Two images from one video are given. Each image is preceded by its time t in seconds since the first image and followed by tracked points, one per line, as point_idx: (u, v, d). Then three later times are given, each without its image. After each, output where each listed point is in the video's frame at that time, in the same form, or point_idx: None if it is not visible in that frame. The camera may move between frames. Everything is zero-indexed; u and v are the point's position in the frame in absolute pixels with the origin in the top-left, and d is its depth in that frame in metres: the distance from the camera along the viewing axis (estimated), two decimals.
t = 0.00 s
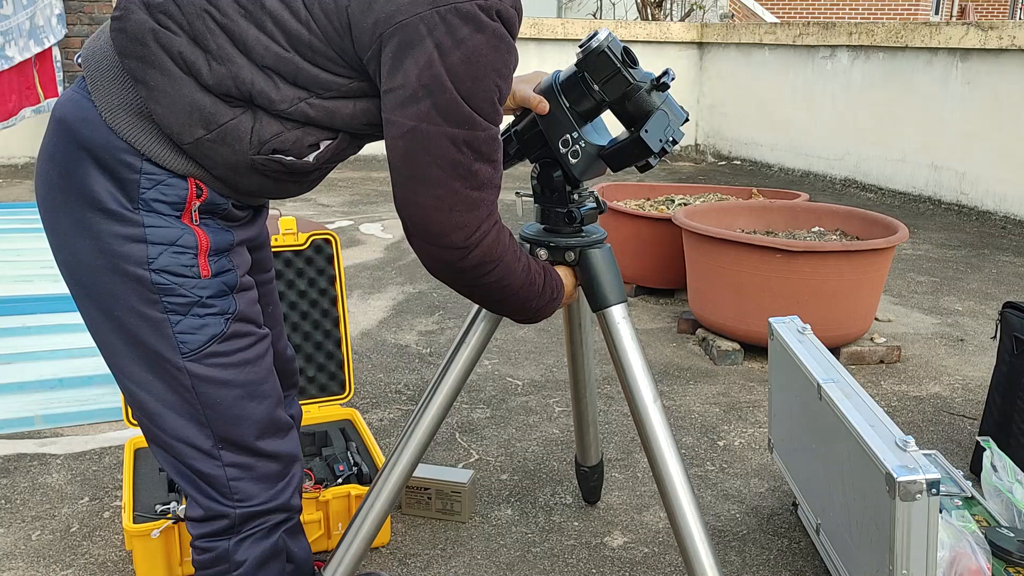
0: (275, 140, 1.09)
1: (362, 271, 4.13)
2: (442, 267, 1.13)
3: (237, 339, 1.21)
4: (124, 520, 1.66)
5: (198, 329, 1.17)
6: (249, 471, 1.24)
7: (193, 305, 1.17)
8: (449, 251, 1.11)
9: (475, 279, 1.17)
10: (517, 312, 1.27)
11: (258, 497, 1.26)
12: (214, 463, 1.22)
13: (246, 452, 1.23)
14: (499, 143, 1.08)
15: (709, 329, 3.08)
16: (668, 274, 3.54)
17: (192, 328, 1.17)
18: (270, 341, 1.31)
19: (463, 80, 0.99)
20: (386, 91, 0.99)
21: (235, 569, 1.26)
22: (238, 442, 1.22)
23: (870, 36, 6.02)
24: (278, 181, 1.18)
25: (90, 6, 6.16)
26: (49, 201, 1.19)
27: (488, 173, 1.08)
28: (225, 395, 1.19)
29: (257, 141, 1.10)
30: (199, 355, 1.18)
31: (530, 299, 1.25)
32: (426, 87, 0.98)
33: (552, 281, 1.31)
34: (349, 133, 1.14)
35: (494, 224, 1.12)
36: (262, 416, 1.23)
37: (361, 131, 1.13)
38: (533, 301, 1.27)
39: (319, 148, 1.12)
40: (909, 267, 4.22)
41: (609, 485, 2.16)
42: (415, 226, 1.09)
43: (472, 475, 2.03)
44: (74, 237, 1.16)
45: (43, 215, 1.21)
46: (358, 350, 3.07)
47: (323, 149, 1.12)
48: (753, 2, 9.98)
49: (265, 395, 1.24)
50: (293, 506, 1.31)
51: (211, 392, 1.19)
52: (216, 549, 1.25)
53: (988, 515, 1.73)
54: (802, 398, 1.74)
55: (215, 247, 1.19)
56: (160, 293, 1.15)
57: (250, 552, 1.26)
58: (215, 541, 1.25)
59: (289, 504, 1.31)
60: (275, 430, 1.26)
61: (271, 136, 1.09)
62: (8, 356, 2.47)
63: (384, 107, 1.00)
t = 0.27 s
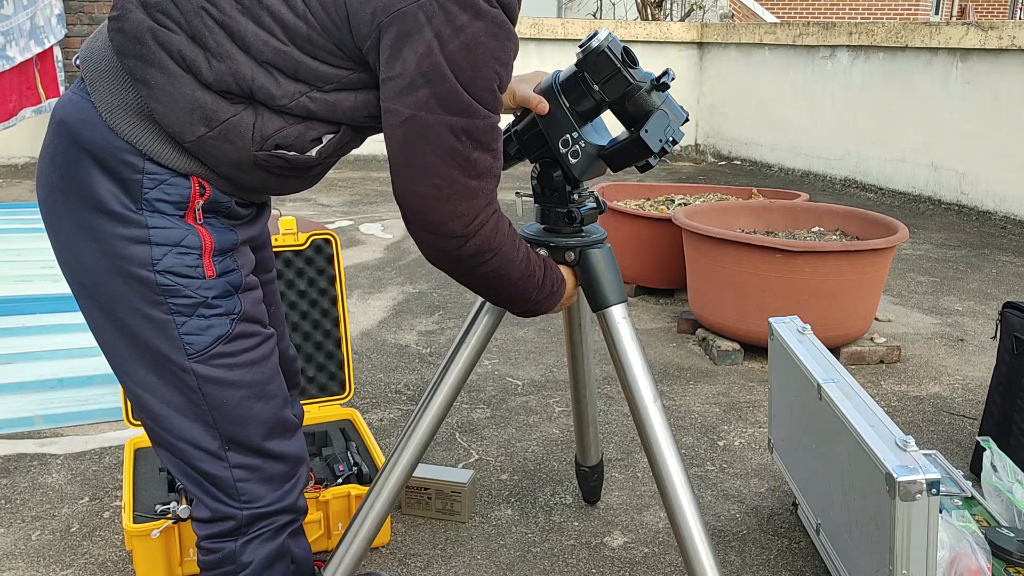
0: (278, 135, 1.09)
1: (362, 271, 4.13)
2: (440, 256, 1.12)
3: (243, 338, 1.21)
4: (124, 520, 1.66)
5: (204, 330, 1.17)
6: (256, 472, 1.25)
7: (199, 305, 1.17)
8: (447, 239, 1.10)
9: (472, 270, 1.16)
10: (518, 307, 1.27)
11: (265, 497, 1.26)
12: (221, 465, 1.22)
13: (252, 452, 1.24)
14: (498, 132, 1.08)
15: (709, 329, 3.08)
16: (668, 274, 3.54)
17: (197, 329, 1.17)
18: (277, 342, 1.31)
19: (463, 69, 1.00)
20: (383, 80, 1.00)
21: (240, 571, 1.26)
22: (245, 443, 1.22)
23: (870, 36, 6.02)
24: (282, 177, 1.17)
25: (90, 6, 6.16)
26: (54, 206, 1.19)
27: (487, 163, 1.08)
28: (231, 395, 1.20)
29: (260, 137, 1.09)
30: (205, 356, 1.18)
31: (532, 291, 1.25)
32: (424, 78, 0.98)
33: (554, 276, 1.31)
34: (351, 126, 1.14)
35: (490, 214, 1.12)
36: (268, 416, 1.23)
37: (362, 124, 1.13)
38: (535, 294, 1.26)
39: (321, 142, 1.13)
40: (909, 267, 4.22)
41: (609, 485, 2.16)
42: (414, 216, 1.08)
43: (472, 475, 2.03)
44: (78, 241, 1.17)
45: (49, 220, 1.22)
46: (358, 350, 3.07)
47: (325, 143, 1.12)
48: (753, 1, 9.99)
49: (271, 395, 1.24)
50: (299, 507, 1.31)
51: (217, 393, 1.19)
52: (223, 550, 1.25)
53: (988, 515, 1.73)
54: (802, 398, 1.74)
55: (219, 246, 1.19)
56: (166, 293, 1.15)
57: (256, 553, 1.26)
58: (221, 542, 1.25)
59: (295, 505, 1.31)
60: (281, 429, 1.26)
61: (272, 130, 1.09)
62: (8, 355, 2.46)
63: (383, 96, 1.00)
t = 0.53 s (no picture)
0: (285, 92, 1.11)
1: (362, 271, 4.13)
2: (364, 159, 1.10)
3: (262, 341, 1.23)
4: (124, 520, 1.66)
5: (222, 332, 1.19)
6: (265, 479, 1.26)
7: (218, 306, 1.18)
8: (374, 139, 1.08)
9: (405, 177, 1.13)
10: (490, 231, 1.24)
11: (274, 506, 1.28)
12: (230, 470, 1.24)
13: (262, 461, 1.26)
14: (451, 34, 1.09)
15: (709, 329, 3.09)
16: (668, 273, 3.54)
17: (215, 330, 1.18)
18: (296, 347, 1.32)
19: None
20: None
21: (245, 575, 1.27)
22: (256, 449, 1.24)
23: (870, 36, 6.02)
24: (301, 140, 1.19)
25: (90, 6, 6.15)
26: (76, 198, 1.21)
27: (433, 61, 1.08)
28: (246, 399, 1.22)
29: (268, 97, 1.12)
30: (222, 357, 1.19)
31: (498, 216, 1.21)
32: None
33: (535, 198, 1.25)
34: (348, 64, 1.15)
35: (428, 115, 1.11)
36: (281, 424, 1.26)
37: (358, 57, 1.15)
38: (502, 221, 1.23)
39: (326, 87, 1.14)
40: (909, 267, 4.22)
41: (609, 485, 2.16)
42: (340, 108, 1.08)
43: (472, 475, 2.03)
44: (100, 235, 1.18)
45: (71, 212, 1.23)
46: (358, 350, 3.07)
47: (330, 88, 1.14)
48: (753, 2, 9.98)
49: (287, 403, 1.26)
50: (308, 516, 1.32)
51: (233, 396, 1.20)
52: (227, 554, 1.26)
53: (987, 515, 1.73)
54: (802, 398, 1.74)
55: (241, 242, 1.20)
56: (186, 292, 1.17)
57: (260, 559, 1.27)
58: (226, 546, 1.26)
59: (301, 514, 1.32)
60: (292, 437, 1.28)
61: (279, 89, 1.11)
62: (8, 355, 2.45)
63: None
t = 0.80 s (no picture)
0: (306, 44, 1.17)
1: (362, 271, 4.13)
2: (387, 75, 1.13)
3: (293, 343, 1.29)
4: (124, 520, 1.66)
5: (256, 334, 1.24)
6: (288, 483, 1.33)
7: (253, 307, 1.23)
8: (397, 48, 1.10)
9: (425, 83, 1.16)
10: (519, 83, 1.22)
11: (297, 512, 1.35)
12: (255, 474, 1.30)
13: (286, 465, 1.32)
14: None
15: (709, 329, 3.09)
16: (667, 273, 3.54)
17: (251, 332, 1.23)
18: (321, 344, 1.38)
19: None
20: None
21: None
22: (281, 454, 1.31)
23: (870, 36, 6.02)
24: (328, 98, 1.23)
25: (90, 6, 6.15)
26: (108, 198, 1.23)
27: None
28: (277, 402, 1.28)
29: (291, 53, 1.17)
30: (255, 360, 1.25)
31: (501, 79, 1.19)
32: None
33: (535, 44, 1.20)
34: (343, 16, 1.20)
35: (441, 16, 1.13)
36: (309, 428, 1.33)
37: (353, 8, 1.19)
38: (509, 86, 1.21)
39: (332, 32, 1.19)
40: (909, 267, 4.22)
41: (609, 485, 2.16)
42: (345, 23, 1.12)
43: (472, 475, 2.03)
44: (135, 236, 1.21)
45: (100, 212, 1.26)
46: (358, 350, 3.07)
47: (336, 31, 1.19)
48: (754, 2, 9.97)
49: (317, 406, 1.34)
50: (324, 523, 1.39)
51: (265, 399, 1.27)
52: (245, 561, 1.33)
53: (988, 515, 1.73)
54: (802, 398, 1.74)
55: (275, 239, 1.25)
56: (223, 293, 1.21)
57: (278, 566, 1.34)
58: (244, 552, 1.33)
59: (318, 522, 1.38)
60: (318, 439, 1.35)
61: (299, 41, 1.17)
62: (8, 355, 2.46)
63: None
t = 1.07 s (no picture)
0: (312, 29, 1.19)
1: (362, 271, 4.13)
2: (404, 41, 1.15)
3: (296, 341, 1.30)
4: (124, 520, 1.66)
5: (260, 331, 1.25)
6: (286, 481, 1.34)
7: (258, 304, 1.24)
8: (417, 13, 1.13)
9: (447, 49, 1.17)
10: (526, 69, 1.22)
11: (294, 512, 1.36)
12: (255, 472, 1.31)
13: (286, 463, 1.33)
14: None
15: (709, 329, 3.09)
16: (667, 273, 3.54)
17: (254, 330, 1.25)
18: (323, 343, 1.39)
19: None
20: None
21: None
22: (281, 452, 1.32)
23: (870, 36, 6.02)
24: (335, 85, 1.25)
25: (90, 6, 6.15)
26: (115, 195, 1.24)
27: None
28: (279, 400, 1.29)
29: (298, 38, 1.18)
30: (258, 356, 1.26)
31: (515, 59, 1.20)
32: None
33: (550, 35, 1.22)
34: None
35: None
36: (308, 426, 1.34)
37: None
38: (525, 73, 1.22)
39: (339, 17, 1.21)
40: (909, 267, 4.22)
41: (609, 486, 2.16)
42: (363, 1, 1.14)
43: (472, 475, 2.03)
44: (142, 231, 1.22)
45: (105, 210, 1.26)
46: (358, 350, 3.07)
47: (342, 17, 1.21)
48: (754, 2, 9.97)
49: (316, 406, 1.35)
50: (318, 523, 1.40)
51: (268, 396, 1.28)
52: (241, 559, 1.33)
53: (988, 516, 1.73)
54: (801, 398, 1.74)
55: (282, 236, 1.25)
56: (229, 289, 1.22)
57: (272, 565, 1.34)
58: (239, 551, 1.33)
59: (313, 521, 1.39)
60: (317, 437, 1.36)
61: (305, 26, 1.18)
62: (9, 355, 2.47)
63: None
